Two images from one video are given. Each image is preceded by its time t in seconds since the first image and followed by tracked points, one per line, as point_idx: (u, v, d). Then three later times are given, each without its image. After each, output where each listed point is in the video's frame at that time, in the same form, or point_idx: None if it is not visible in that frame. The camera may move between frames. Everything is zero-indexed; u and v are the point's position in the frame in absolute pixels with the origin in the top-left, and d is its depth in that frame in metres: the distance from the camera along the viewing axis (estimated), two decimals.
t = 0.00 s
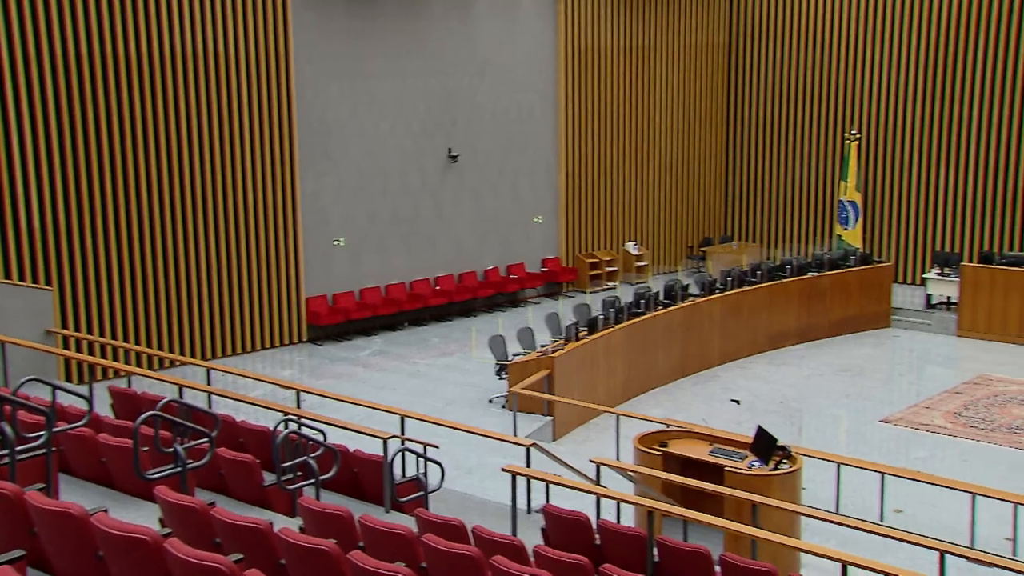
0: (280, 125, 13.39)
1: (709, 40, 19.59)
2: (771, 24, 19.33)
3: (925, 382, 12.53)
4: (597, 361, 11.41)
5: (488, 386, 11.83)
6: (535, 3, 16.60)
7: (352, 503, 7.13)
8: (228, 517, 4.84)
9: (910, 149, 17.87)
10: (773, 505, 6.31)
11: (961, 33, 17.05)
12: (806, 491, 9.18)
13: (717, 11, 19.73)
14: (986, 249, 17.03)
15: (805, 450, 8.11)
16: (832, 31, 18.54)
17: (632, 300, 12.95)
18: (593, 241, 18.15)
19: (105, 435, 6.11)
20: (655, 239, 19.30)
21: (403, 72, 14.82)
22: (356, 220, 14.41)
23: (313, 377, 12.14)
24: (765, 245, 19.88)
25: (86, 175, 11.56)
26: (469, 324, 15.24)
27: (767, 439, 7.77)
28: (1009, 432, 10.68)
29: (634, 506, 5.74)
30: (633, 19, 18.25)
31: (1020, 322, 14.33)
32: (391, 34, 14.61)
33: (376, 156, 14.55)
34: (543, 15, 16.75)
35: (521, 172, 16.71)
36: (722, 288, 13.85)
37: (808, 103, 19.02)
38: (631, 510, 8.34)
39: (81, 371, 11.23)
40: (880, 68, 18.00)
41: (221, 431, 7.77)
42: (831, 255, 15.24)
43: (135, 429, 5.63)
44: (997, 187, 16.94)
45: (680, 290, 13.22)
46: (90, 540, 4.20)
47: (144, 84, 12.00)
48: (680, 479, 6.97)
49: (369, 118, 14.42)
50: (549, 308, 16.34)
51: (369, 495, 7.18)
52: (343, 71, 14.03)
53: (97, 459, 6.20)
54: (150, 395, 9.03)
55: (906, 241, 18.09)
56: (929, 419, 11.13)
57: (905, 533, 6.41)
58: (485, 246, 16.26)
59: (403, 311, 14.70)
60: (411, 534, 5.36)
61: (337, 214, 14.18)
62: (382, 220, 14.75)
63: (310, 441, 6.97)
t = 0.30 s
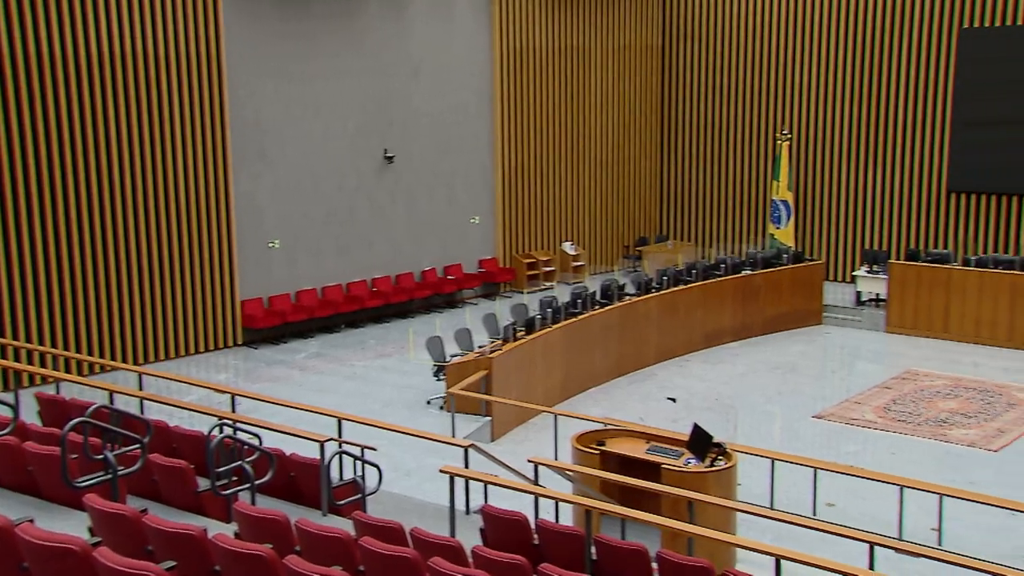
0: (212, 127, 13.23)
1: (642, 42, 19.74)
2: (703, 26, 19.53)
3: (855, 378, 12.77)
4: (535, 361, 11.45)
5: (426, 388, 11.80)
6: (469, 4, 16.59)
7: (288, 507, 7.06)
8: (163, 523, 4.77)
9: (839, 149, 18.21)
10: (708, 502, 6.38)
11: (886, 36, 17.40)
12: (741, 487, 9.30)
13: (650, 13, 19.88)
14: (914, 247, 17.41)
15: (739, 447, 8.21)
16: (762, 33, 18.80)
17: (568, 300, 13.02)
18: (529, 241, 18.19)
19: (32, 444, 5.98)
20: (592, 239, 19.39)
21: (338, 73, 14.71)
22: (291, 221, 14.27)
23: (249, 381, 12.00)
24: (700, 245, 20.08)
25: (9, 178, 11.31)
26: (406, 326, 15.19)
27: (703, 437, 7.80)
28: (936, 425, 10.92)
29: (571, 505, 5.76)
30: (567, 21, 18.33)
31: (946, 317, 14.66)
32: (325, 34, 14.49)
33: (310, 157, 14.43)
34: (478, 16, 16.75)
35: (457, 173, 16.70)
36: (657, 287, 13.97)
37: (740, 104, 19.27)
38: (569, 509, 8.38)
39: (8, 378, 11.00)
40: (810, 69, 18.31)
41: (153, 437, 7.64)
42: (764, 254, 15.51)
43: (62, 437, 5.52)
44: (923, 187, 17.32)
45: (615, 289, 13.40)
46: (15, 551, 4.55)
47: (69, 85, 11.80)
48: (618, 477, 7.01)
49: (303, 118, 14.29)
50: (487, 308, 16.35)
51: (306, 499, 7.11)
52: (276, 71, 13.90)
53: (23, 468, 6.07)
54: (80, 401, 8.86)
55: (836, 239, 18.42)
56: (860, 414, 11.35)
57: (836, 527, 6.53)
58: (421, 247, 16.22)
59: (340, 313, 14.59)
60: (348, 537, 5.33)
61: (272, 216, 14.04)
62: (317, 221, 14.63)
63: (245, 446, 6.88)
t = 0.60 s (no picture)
0: (141, 128, 13.03)
1: (575, 43, 19.81)
2: (635, 27, 19.67)
3: (788, 374, 12.97)
4: (472, 362, 11.44)
5: (363, 390, 11.72)
6: (403, 4, 16.53)
7: (223, 513, 6.97)
8: (88, 530, 4.82)
9: (770, 149, 18.48)
10: (644, 499, 6.43)
11: (815, 38, 17.70)
12: (677, 484, 9.39)
13: (583, 14, 19.97)
14: (843, 245, 17.74)
15: (675, 444, 8.28)
16: (695, 34, 18.99)
17: (505, 300, 13.04)
18: (465, 242, 18.14)
19: None
20: (527, 239, 19.40)
21: (270, 74, 14.56)
22: (224, 224, 14.09)
23: (182, 385, 11.82)
24: (635, 244, 20.21)
25: None
26: (342, 328, 15.08)
27: (640, 435, 7.87)
28: (866, 420, 11.14)
29: (509, 506, 5.78)
30: (500, 21, 18.34)
31: (874, 314, 14.96)
32: (256, 35, 14.35)
33: (243, 158, 14.27)
34: (411, 16, 16.69)
35: (393, 174, 16.63)
36: (594, 287, 14.05)
37: (673, 104, 19.45)
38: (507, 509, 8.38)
39: None
40: (741, 71, 18.55)
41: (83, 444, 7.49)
42: (698, 253, 15.63)
43: None
44: (851, 186, 17.66)
45: (553, 289, 13.38)
46: None
47: None
48: (555, 477, 7.03)
49: (235, 120, 14.13)
50: (424, 310, 16.29)
51: (241, 505, 7.02)
52: (206, 72, 13.71)
53: None
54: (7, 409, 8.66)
55: (768, 238, 18.69)
56: (792, 410, 11.52)
57: (770, 522, 6.62)
58: (357, 249, 16.12)
59: (274, 316, 14.44)
60: (283, 542, 5.28)
61: (204, 218, 13.85)
62: (251, 223, 14.47)
63: (177, 451, 6.77)
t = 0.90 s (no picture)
0: (72, 129, 12.81)
1: (514, 43, 19.83)
2: (574, 27, 19.75)
3: (726, 372, 13.13)
4: (413, 363, 11.41)
5: (303, 393, 11.63)
6: (340, 5, 16.43)
7: (159, 520, 6.86)
8: (17, 543, 4.87)
9: (707, 149, 18.66)
10: (585, 499, 6.46)
11: (753, 40, 17.91)
12: (618, 482, 9.45)
13: (521, 14, 19.99)
14: (779, 244, 17.98)
15: (615, 443, 8.33)
16: (633, 35, 19.12)
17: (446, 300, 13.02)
18: (405, 243, 18.07)
19: None
20: (467, 239, 19.36)
21: (205, 74, 14.40)
22: (158, 226, 13.89)
23: (117, 391, 11.63)
24: (575, 244, 20.27)
25: None
26: (281, 330, 14.95)
27: (581, 435, 7.82)
28: (803, 416, 11.31)
29: (450, 507, 5.77)
30: (438, 21, 18.29)
31: (809, 311, 15.18)
32: (190, 35, 14.18)
33: (178, 159, 14.08)
34: (349, 16, 16.60)
35: (331, 175, 16.52)
36: (535, 287, 14.11)
37: (612, 104, 19.55)
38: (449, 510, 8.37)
39: None
40: (679, 71, 18.72)
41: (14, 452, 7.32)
42: (637, 252, 15.76)
43: None
44: (787, 185, 17.92)
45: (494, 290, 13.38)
46: None
47: None
48: (496, 477, 7.04)
49: (169, 121, 13.94)
50: (364, 311, 16.20)
51: (178, 511, 6.91)
52: (139, 72, 13.51)
53: None
54: None
55: (706, 238, 18.87)
56: (731, 407, 11.66)
57: (709, 518, 6.69)
58: (295, 250, 15.98)
59: (212, 319, 14.25)
60: (221, 548, 5.21)
61: (138, 221, 13.64)
62: (187, 225, 14.28)
63: (112, 457, 6.64)
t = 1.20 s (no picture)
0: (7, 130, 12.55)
1: (459, 43, 19.77)
2: (519, 28, 19.74)
3: (672, 371, 13.21)
4: (360, 365, 11.35)
5: (248, 396, 11.51)
6: (282, 4, 16.28)
7: (99, 528, 6.75)
8: None
9: (653, 150, 18.78)
10: (532, 498, 6.47)
11: (699, 41, 18.03)
12: (566, 482, 9.47)
13: (466, 14, 19.93)
14: (724, 243, 18.15)
15: (563, 443, 8.35)
16: (578, 36, 19.18)
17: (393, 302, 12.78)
18: (351, 244, 17.97)
19: None
20: (415, 240, 19.27)
21: (144, 75, 14.20)
22: (98, 228, 13.68)
23: (57, 397, 11.42)
24: (522, 244, 20.29)
25: None
26: (226, 333, 14.78)
27: (528, 434, 7.94)
28: (748, 413, 11.42)
29: (397, 509, 5.75)
30: (382, 21, 18.18)
31: (754, 309, 15.35)
32: (129, 35, 13.97)
33: (118, 161, 13.87)
34: (291, 16, 16.45)
35: (276, 176, 16.38)
36: (482, 288, 14.03)
37: (558, 105, 19.58)
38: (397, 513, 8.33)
39: None
40: (624, 72, 18.81)
41: None
42: (583, 252, 15.78)
43: None
44: (731, 185, 18.10)
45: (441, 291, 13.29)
46: None
47: None
48: (444, 479, 7.03)
49: (108, 122, 13.72)
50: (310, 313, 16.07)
51: (119, 518, 6.81)
52: (76, 73, 13.29)
53: None
54: None
55: (652, 238, 18.98)
56: (677, 406, 11.74)
57: (657, 516, 6.74)
58: (240, 252, 15.82)
59: (154, 323, 14.07)
60: (165, 555, 5.14)
61: (77, 223, 13.42)
62: (127, 228, 14.08)
63: (51, 465, 6.50)
